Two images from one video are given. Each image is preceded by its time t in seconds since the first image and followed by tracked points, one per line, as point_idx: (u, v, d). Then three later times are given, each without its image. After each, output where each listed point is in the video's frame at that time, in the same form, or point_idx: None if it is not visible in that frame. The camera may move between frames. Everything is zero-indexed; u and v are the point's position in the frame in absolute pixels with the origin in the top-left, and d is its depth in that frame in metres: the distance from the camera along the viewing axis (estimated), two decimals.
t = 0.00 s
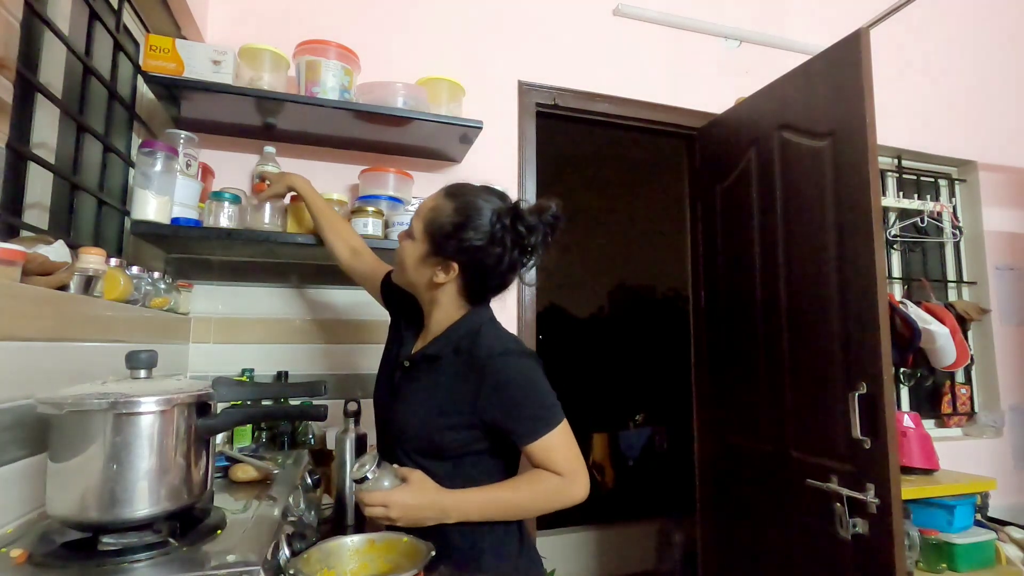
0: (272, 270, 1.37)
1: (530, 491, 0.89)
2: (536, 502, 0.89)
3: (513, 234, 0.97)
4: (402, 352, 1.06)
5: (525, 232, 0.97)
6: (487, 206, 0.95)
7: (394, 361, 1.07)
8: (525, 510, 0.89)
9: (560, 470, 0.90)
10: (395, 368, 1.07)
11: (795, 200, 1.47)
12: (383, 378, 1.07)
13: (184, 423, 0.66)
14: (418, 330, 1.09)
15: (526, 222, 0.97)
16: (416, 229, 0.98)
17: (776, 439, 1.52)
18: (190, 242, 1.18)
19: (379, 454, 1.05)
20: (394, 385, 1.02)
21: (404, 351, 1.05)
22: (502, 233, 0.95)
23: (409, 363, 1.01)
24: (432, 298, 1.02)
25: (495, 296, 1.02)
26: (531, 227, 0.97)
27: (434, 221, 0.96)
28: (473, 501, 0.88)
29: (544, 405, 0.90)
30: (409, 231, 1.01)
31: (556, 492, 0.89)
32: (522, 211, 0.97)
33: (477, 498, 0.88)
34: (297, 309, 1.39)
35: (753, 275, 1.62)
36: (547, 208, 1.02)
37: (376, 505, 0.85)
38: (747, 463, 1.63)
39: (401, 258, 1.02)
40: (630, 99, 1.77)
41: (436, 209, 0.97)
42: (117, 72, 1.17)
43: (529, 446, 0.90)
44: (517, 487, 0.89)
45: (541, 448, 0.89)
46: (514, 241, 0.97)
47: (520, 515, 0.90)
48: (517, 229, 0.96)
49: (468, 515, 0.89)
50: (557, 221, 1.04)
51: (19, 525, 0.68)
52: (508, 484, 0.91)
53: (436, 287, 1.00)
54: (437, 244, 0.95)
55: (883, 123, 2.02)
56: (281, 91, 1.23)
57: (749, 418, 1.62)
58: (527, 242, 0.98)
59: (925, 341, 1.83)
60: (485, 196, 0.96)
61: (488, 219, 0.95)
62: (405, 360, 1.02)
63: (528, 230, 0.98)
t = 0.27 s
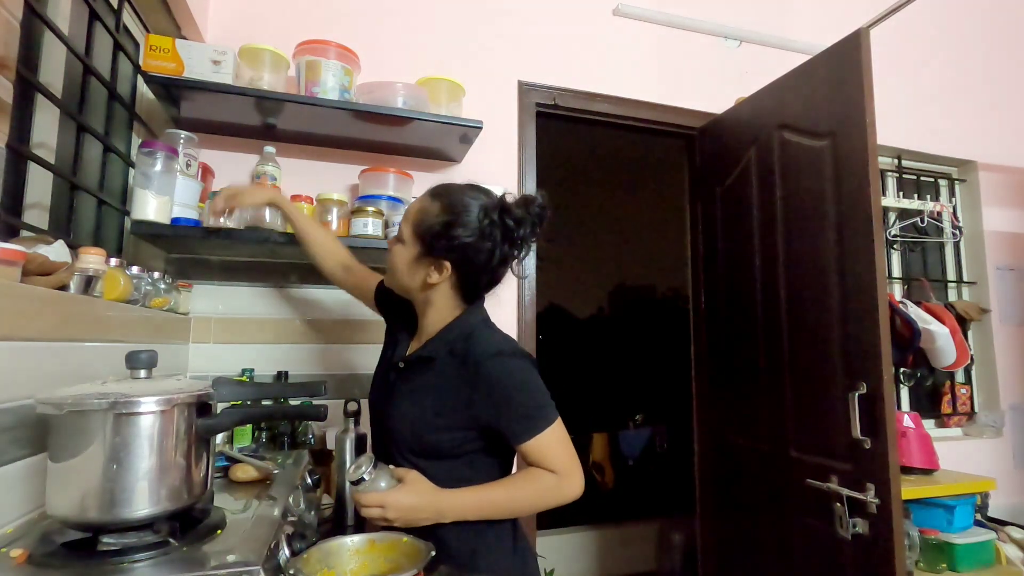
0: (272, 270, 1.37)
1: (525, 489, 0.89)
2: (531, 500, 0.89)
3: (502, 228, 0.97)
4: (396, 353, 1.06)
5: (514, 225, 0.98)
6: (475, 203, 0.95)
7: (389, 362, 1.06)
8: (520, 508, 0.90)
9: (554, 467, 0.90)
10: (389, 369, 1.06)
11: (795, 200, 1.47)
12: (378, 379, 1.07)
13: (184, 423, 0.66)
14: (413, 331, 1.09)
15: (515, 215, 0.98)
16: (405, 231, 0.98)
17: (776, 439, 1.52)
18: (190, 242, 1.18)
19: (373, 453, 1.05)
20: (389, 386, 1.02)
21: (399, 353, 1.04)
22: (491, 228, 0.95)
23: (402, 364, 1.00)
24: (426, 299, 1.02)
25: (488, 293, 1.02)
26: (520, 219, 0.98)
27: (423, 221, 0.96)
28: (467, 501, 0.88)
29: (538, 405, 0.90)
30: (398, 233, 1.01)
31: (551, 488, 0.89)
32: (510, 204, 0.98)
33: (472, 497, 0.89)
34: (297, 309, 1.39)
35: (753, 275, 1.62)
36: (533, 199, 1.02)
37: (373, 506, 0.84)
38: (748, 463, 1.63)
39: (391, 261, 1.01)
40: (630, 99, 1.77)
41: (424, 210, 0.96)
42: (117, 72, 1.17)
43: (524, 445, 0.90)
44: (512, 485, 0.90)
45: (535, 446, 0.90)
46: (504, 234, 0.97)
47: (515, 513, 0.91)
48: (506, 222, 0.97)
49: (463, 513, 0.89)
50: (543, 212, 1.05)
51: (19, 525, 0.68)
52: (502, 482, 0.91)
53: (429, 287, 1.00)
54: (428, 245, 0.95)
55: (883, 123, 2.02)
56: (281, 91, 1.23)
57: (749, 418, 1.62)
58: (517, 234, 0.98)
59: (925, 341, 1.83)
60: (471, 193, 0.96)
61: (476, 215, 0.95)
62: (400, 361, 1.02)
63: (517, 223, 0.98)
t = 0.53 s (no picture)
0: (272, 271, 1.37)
1: (529, 487, 0.89)
2: (535, 498, 0.89)
3: (507, 225, 0.98)
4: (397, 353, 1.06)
5: (518, 222, 0.99)
6: (480, 201, 0.96)
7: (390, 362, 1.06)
8: (523, 506, 0.90)
9: (558, 466, 0.91)
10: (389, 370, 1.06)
11: (796, 200, 1.47)
12: (378, 379, 1.07)
13: (184, 423, 0.66)
14: (413, 331, 1.09)
15: (519, 212, 0.99)
16: (411, 231, 0.98)
17: (776, 439, 1.52)
18: (190, 242, 1.18)
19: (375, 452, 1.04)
20: (389, 386, 1.02)
21: (399, 354, 1.04)
22: (497, 225, 0.96)
23: (406, 365, 1.00)
24: (431, 300, 1.01)
25: (491, 292, 1.02)
26: (524, 215, 1.00)
27: (428, 220, 0.96)
28: (472, 499, 0.88)
29: (542, 402, 0.90)
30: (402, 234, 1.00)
31: (554, 487, 0.90)
32: (514, 202, 0.99)
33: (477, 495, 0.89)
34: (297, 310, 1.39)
35: (753, 275, 1.62)
36: (535, 196, 1.04)
37: (379, 503, 0.84)
38: (747, 463, 1.63)
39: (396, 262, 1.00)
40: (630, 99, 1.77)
41: (429, 210, 0.96)
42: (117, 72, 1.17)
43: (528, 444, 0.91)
44: (515, 483, 0.90)
45: (540, 444, 0.90)
46: (509, 231, 0.98)
47: (517, 512, 0.91)
48: (510, 219, 0.98)
49: (468, 512, 0.89)
50: (544, 209, 1.06)
51: (19, 525, 0.68)
52: (506, 480, 0.91)
53: (434, 288, 1.00)
54: (434, 244, 0.95)
55: (883, 123, 2.02)
56: (281, 91, 1.23)
57: (749, 418, 1.62)
58: (521, 231, 1.00)
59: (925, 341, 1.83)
60: (475, 192, 0.96)
61: (482, 214, 0.95)
62: (401, 362, 1.01)
63: (521, 220, 1.00)
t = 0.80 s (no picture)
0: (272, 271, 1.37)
1: (531, 486, 0.89)
2: (536, 496, 0.89)
3: (507, 226, 0.98)
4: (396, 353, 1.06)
5: (519, 224, 0.99)
6: (480, 202, 0.96)
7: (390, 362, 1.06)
8: (524, 505, 0.90)
9: (559, 464, 0.91)
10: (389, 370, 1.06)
11: (796, 200, 1.47)
12: (378, 379, 1.07)
13: (184, 423, 0.66)
14: (413, 331, 1.09)
15: (519, 213, 0.99)
16: (410, 231, 0.98)
17: (777, 439, 1.52)
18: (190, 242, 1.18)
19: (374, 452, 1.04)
20: (389, 386, 1.02)
21: (399, 354, 1.04)
22: (496, 227, 0.96)
23: (406, 365, 1.00)
24: (430, 300, 1.01)
25: (490, 293, 1.02)
26: (524, 217, 0.99)
27: (427, 221, 0.96)
28: (473, 498, 0.88)
29: (542, 398, 0.91)
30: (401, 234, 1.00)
31: (556, 485, 0.90)
32: (514, 203, 0.99)
33: (477, 495, 0.89)
34: (297, 310, 1.39)
35: (753, 275, 1.62)
36: (536, 198, 1.03)
37: (381, 505, 0.84)
38: (748, 463, 1.63)
39: (395, 262, 1.01)
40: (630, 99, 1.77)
41: (429, 210, 0.96)
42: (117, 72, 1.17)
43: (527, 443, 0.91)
44: (517, 481, 0.90)
45: (540, 442, 0.90)
46: (509, 233, 0.98)
47: (519, 511, 0.91)
48: (511, 221, 0.98)
49: (469, 512, 0.89)
50: (545, 210, 1.06)
51: (19, 525, 0.68)
52: (507, 480, 0.91)
53: (433, 288, 1.00)
54: (432, 244, 0.95)
55: (883, 123, 2.01)
56: (281, 91, 1.23)
57: (749, 418, 1.62)
58: (522, 233, 0.99)
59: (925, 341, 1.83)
60: (475, 193, 0.97)
61: (481, 215, 0.95)
62: (401, 362, 1.02)
63: (521, 221, 0.99)
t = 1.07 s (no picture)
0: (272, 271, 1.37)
1: (529, 485, 0.89)
2: (535, 495, 0.89)
3: (506, 229, 0.98)
4: (396, 353, 1.05)
5: (518, 226, 0.99)
6: (479, 204, 0.96)
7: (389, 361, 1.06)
8: (523, 504, 0.90)
9: (557, 462, 0.91)
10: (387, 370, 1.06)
11: (796, 200, 1.47)
12: (377, 378, 1.06)
13: (184, 423, 0.66)
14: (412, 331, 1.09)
15: (519, 215, 0.99)
16: (409, 232, 0.97)
17: (777, 439, 1.52)
18: (190, 242, 1.18)
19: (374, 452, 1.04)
20: (388, 385, 1.02)
21: (398, 353, 1.04)
22: (496, 229, 0.96)
23: (405, 364, 1.00)
24: (428, 300, 1.01)
25: (489, 294, 1.02)
26: (524, 219, 0.99)
27: (427, 222, 0.95)
28: (471, 496, 0.88)
29: (541, 397, 0.90)
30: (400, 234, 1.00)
31: (555, 483, 0.90)
32: (513, 206, 0.99)
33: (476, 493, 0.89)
34: (296, 310, 1.39)
35: (753, 276, 1.62)
36: (535, 200, 1.03)
37: (380, 503, 0.84)
38: (748, 463, 1.63)
39: (394, 262, 1.00)
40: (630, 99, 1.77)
41: (428, 211, 0.96)
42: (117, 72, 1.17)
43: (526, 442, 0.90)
44: (515, 480, 0.90)
45: (538, 441, 0.90)
46: (508, 236, 0.98)
47: (518, 509, 0.91)
48: (510, 223, 0.98)
49: (468, 510, 0.89)
50: (544, 213, 1.06)
51: (19, 525, 0.68)
52: (505, 478, 0.91)
53: (432, 289, 1.00)
54: (432, 245, 0.95)
55: (883, 123, 2.02)
56: (281, 91, 1.23)
57: (749, 418, 1.62)
58: (520, 236, 1.00)
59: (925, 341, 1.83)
60: (475, 195, 0.96)
61: (481, 217, 0.95)
62: (400, 360, 1.02)
63: (520, 224, 0.99)
